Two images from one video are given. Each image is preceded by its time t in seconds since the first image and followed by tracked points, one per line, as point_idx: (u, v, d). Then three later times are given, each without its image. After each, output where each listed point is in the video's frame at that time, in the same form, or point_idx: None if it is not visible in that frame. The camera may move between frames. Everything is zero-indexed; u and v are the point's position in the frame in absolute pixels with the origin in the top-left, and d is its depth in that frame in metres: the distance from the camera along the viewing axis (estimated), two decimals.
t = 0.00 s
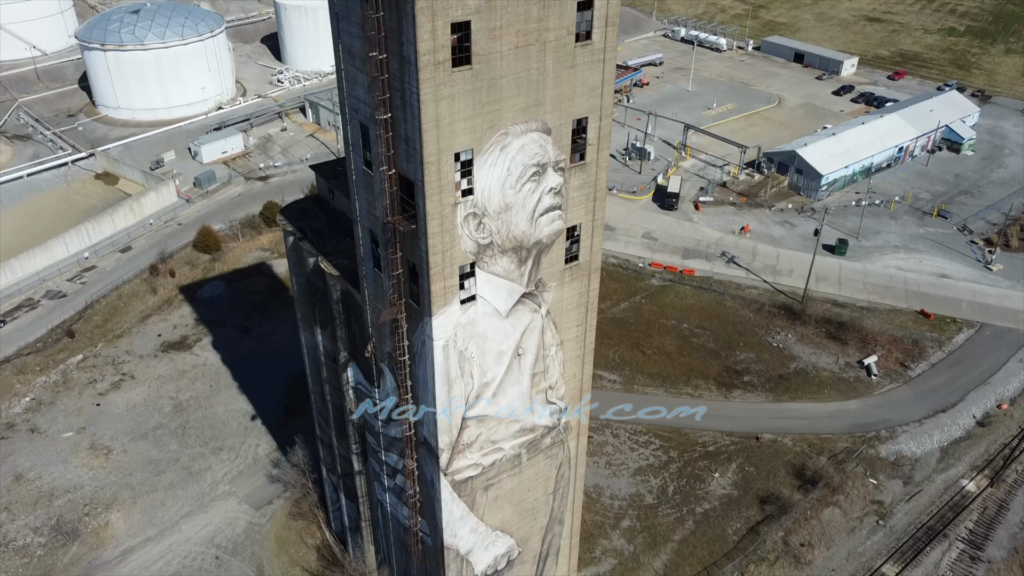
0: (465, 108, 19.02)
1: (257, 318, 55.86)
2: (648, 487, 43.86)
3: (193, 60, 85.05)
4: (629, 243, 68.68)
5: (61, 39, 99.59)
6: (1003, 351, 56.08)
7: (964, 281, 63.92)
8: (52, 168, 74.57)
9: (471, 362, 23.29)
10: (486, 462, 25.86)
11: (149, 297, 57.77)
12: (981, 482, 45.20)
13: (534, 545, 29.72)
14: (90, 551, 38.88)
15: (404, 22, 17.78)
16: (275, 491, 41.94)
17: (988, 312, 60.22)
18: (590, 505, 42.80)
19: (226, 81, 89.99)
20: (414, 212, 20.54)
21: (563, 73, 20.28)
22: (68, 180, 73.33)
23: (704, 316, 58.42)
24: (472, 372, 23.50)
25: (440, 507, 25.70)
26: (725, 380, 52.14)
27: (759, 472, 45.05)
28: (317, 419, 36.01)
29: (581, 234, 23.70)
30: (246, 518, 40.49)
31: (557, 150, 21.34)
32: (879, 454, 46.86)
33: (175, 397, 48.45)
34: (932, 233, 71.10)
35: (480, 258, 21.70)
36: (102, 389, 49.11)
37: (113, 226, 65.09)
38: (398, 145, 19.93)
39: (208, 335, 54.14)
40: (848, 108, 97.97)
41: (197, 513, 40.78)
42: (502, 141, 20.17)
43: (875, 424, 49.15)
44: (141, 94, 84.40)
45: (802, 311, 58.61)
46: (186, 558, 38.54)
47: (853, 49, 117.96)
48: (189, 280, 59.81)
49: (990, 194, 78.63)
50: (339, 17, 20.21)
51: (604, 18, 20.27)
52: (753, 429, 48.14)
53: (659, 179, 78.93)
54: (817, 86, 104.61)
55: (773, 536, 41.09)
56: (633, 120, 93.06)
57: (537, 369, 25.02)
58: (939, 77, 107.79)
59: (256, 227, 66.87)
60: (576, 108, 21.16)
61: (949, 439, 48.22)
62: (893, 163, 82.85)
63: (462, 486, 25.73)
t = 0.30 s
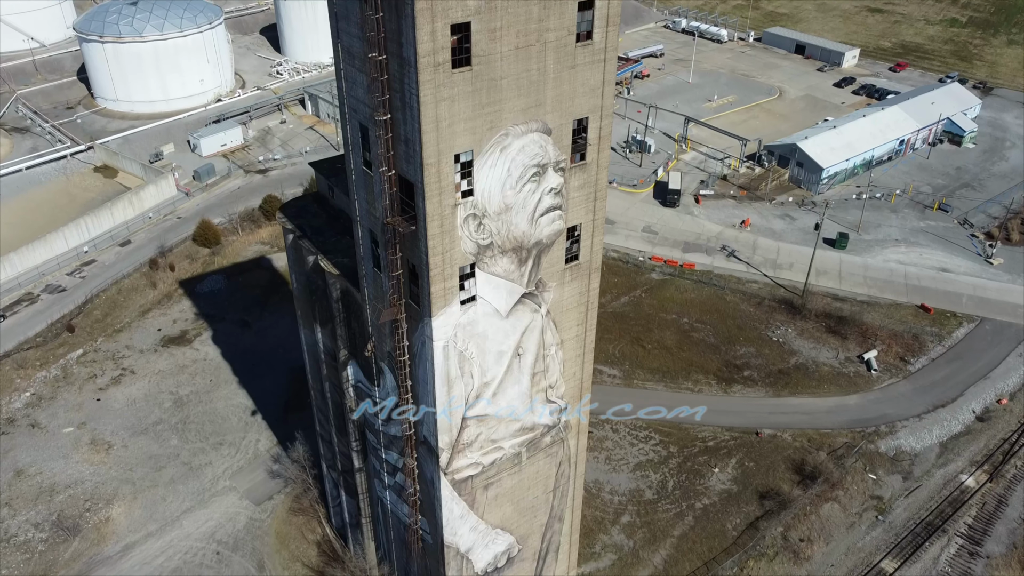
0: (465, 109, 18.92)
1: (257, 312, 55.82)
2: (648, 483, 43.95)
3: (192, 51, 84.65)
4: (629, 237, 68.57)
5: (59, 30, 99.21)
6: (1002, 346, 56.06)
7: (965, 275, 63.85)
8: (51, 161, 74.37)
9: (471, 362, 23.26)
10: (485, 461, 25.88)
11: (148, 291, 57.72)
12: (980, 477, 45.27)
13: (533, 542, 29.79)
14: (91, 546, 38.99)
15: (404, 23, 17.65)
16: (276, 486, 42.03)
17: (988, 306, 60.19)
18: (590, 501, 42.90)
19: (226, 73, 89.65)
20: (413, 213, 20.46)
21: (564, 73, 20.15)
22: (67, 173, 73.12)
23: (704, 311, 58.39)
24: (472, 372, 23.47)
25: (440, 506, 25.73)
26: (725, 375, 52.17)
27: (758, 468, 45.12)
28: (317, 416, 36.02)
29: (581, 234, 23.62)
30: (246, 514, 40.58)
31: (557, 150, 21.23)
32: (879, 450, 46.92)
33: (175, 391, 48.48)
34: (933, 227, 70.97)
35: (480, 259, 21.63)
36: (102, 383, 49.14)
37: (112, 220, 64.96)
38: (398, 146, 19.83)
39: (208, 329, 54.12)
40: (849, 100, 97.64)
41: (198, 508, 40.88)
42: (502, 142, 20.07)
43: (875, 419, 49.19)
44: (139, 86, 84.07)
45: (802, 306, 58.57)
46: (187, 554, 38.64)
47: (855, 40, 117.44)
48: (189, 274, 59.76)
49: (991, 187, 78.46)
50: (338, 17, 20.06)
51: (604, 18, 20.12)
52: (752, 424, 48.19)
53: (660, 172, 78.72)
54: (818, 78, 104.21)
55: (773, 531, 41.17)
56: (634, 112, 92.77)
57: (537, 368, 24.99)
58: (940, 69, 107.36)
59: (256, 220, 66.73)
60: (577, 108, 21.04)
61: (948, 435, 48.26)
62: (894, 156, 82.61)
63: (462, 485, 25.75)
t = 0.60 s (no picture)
0: (465, 111, 18.83)
1: (257, 307, 55.79)
2: (648, 478, 44.01)
3: (191, 44, 84.28)
4: (629, 231, 68.46)
5: (57, 22, 98.91)
6: (1003, 341, 56.04)
7: (965, 269, 63.78)
8: (50, 155, 74.22)
9: (471, 363, 23.24)
10: (486, 461, 25.87)
11: (148, 286, 57.68)
12: (980, 473, 45.34)
13: (534, 540, 29.83)
14: (93, 543, 39.10)
15: (404, 25, 17.54)
16: (276, 482, 42.10)
17: (989, 301, 60.14)
18: (590, 496, 42.99)
19: (225, 66, 89.31)
20: (414, 214, 20.38)
21: (565, 74, 20.04)
22: (66, 166, 72.96)
23: (704, 305, 58.35)
24: (472, 373, 23.45)
25: (441, 505, 25.78)
26: (725, 369, 52.20)
27: (758, 463, 45.19)
28: (317, 413, 36.03)
29: (582, 234, 23.55)
30: (247, 510, 40.66)
31: (558, 150, 21.14)
32: (879, 445, 46.97)
33: (176, 387, 48.51)
34: (934, 221, 70.84)
35: (480, 260, 21.58)
36: (103, 379, 49.18)
37: (112, 214, 64.86)
38: (398, 148, 19.74)
39: (208, 324, 54.10)
40: (851, 92, 97.31)
41: (199, 504, 40.97)
42: (503, 143, 19.98)
43: (874, 415, 49.24)
44: (138, 79, 83.76)
45: (802, 300, 58.52)
46: (189, 550, 38.75)
47: (857, 31, 116.94)
48: (189, 269, 59.72)
49: (993, 180, 78.26)
50: (338, 17, 19.93)
51: (605, 18, 20.01)
52: (752, 420, 48.23)
53: (661, 166, 78.49)
54: (820, 70, 103.81)
55: (773, 527, 41.27)
56: (634, 105, 92.44)
57: (537, 368, 24.96)
58: (942, 61, 106.96)
59: (256, 214, 66.62)
60: (578, 109, 20.94)
61: (948, 430, 48.29)
62: (896, 149, 82.38)
63: (462, 484, 25.78)
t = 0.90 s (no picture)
0: (465, 113, 18.76)
1: (257, 302, 55.74)
2: (647, 474, 44.08)
3: (189, 37, 83.88)
4: (629, 226, 68.35)
5: (55, 14, 98.50)
6: (1002, 335, 56.08)
7: (965, 264, 63.75)
8: (49, 149, 74.03)
9: (471, 363, 23.23)
10: (486, 460, 25.88)
11: (148, 281, 57.63)
12: (979, 468, 45.44)
13: (533, 538, 29.90)
14: (94, 539, 39.18)
15: (403, 27, 17.45)
16: (277, 479, 42.16)
17: (988, 295, 60.15)
18: (590, 492, 43.10)
19: (223, 59, 88.90)
20: (413, 216, 20.32)
21: (565, 75, 19.93)
22: (65, 160, 72.77)
23: (704, 300, 58.34)
24: (472, 373, 23.44)
25: (441, 504, 25.82)
26: (725, 365, 52.24)
27: (758, 459, 45.27)
28: (317, 410, 36.01)
29: (582, 235, 23.49)
30: (248, 506, 40.75)
31: (558, 151, 21.05)
32: (878, 441, 47.05)
33: (176, 382, 48.54)
34: (934, 215, 70.76)
35: (480, 261, 21.54)
36: (103, 374, 49.19)
37: (111, 209, 64.75)
38: (397, 150, 19.66)
39: (208, 320, 54.07)
40: (852, 85, 97.00)
41: (200, 500, 41.06)
42: (503, 145, 19.90)
43: (874, 410, 49.31)
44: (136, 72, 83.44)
45: (802, 295, 58.51)
46: (189, 546, 38.84)
47: (858, 23, 116.49)
48: (188, 264, 59.66)
49: (993, 174, 78.10)
50: (336, 17, 19.82)
51: (606, 19, 19.88)
52: (752, 415, 48.29)
53: (661, 159, 78.29)
54: (821, 62, 103.45)
55: (772, 523, 41.37)
56: (635, 98, 92.10)
57: (537, 368, 24.95)
58: (943, 53, 106.60)
59: (255, 208, 66.45)
60: (578, 110, 20.84)
61: (947, 425, 48.36)
62: (896, 142, 82.19)
63: (462, 483, 25.81)
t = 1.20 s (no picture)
0: (464, 115, 18.69)
1: (256, 297, 55.70)
2: (646, 470, 44.18)
3: (187, 29, 83.49)
4: (629, 220, 68.24)
5: (52, 6, 98.12)
6: (1002, 330, 56.12)
7: (964, 258, 63.72)
8: (47, 143, 73.82)
9: (471, 364, 23.22)
10: (485, 459, 25.90)
11: (147, 276, 57.57)
12: (977, 464, 45.54)
13: (533, 536, 29.97)
14: (94, 536, 39.27)
15: (401, 30, 17.37)
16: (277, 474, 42.24)
17: (988, 290, 60.13)
18: (589, 488, 43.21)
19: (222, 51, 88.46)
20: (412, 218, 20.28)
21: (564, 76, 19.84)
22: (63, 154, 72.57)
23: (704, 295, 58.34)
24: (472, 374, 23.43)
25: (441, 503, 25.87)
26: (725, 360, 52.28)
27: (757, 455, 45.36)
28: (317, 408, 36.02)
29: (582, 235, 23.43)
30: (248, 502, 40.84)
31: (557, 152, 20.98)
32: (877, 436, 47.14)
33: (175, 378, 48.56)
34: (934, 209, 70.65)
35: (479, 263, 21.50)
36: (102, 370, 49.20)
37: (109, 203, 64.62)
38: (396, 152, 19.60)
39: (208, 315, 54.04)
40: (852, 77, 96.69)
41: (200, 496, 41.14)
42: (502, 146, 19.85)
43: (873, 405, 49.37)
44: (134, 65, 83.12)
45: (802, 290, 58.47)
46: (189, 542, 38.94)
47: (859, 14, 116.02)
48: (188, 258, 59.59)
49: (994, 167, 77.96)
50: (335, 18, 19.72)
51: (605, 20, 19.76)
52: (751, 411, 48.37)
53: (660, 152, 78.11)
54: (821, 54, 103.09)
55: (771, 519, 41.48)
56: (634, 91, 91.78)
57: (536, 368, 24.95)
58: (944, 45, 106.22)
59: (254, 202, 66.27)
60: (577, 111, 20.76)
61: (946, 421, 48.43)
62: (897, 136, 81.99)
63: (462, 483, 25.86)
